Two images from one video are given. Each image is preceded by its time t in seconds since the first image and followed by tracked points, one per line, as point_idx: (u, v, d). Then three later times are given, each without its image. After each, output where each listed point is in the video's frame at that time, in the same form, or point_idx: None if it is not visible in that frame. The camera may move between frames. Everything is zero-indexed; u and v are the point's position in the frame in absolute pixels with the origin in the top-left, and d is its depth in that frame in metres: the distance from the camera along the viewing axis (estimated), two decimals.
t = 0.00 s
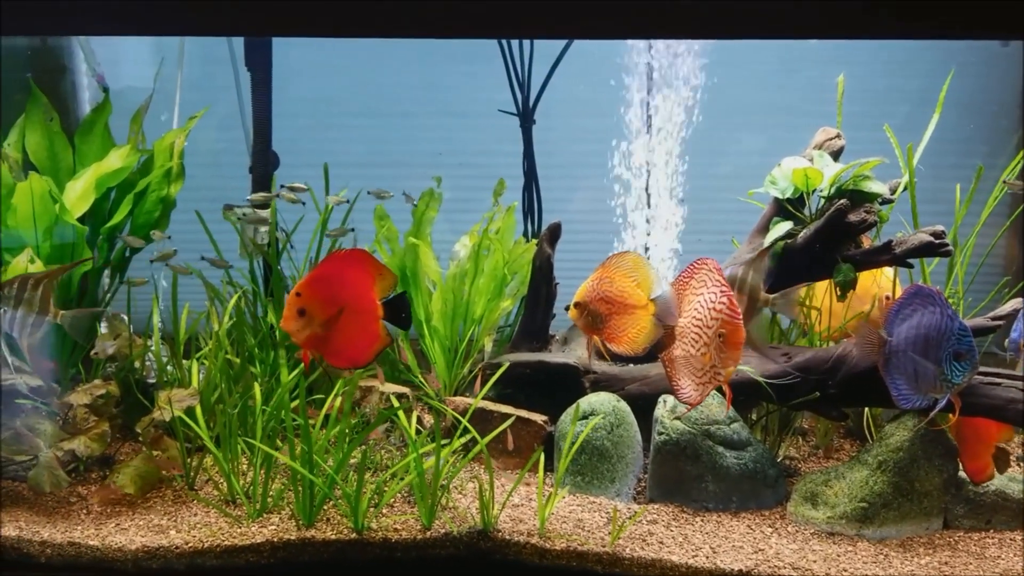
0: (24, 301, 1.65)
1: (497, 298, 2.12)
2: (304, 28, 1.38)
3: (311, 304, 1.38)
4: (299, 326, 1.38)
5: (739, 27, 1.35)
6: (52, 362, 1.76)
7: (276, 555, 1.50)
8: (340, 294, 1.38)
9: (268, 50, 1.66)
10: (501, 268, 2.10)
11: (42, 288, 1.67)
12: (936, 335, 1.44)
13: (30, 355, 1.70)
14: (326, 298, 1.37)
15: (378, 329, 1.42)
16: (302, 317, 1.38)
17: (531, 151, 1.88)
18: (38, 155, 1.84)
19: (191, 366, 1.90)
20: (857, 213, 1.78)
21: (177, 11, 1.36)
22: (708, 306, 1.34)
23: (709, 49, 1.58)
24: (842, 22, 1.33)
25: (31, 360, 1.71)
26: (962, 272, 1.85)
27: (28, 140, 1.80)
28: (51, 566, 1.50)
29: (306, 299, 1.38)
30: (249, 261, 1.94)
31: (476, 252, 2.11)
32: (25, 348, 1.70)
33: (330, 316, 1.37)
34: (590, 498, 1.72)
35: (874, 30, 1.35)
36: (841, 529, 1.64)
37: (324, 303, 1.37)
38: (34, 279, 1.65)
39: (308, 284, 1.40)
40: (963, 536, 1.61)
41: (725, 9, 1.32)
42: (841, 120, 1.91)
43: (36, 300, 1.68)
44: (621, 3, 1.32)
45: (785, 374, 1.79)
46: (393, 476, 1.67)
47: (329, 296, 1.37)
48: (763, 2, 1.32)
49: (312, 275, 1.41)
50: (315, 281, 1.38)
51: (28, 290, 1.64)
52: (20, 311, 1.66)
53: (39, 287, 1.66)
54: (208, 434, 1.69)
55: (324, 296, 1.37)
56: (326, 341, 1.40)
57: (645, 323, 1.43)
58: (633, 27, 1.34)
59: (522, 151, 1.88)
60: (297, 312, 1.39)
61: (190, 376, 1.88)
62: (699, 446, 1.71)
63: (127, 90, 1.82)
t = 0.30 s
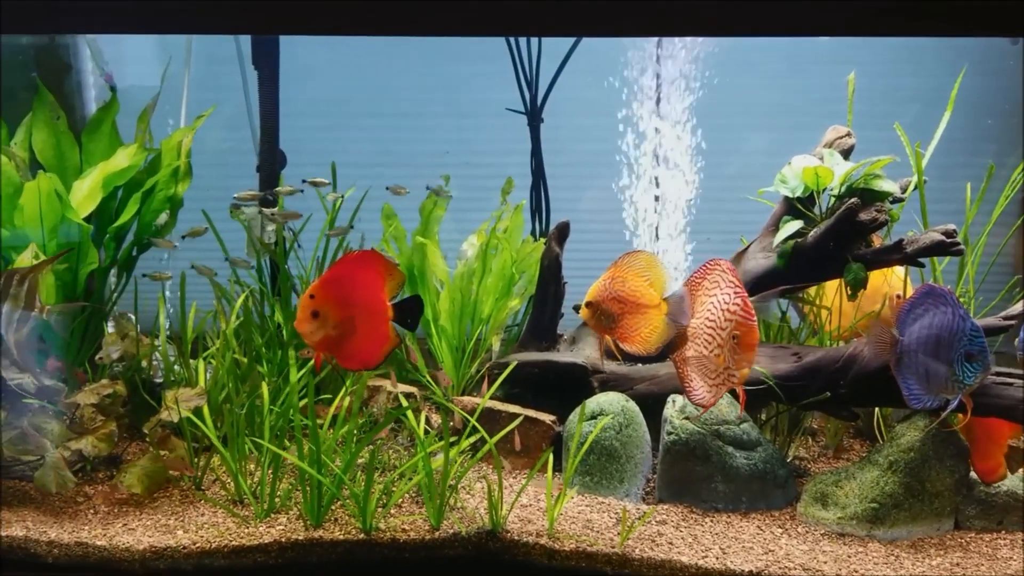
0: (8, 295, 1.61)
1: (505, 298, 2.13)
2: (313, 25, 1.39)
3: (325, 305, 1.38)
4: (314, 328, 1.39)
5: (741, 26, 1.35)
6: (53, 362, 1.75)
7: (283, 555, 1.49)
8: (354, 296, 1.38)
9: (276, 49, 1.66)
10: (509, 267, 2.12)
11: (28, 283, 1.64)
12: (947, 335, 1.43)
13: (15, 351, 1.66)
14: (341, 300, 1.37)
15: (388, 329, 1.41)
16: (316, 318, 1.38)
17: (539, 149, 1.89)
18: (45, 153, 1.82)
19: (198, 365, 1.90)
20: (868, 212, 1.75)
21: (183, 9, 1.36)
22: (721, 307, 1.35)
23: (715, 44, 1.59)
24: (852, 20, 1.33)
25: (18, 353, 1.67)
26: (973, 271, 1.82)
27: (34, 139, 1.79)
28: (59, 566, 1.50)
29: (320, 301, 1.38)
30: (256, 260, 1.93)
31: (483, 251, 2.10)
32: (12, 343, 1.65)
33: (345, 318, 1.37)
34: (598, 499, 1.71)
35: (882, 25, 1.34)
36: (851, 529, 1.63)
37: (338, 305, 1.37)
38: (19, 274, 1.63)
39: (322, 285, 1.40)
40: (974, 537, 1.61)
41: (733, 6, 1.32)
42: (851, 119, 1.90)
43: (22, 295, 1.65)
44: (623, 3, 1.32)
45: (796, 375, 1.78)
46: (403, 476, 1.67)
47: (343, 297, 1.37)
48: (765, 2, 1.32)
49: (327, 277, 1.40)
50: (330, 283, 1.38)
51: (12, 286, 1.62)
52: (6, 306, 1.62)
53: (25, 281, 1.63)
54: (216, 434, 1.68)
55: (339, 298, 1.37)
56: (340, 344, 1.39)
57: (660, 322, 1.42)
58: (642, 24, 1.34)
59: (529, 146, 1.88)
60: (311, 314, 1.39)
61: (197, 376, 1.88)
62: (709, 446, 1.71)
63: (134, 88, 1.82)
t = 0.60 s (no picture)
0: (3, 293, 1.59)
1: (511, 296, 2.12)
2: (315, 24, 1.37)
3: (333, 306, 1.36)
4: (321, 328, 1.37)
5: (742, 25, 1.34)
6: (53, 361, 1.76)
7: (289, 556, 1.48)
8: (360, 297, 1.36)
9: (278, 48, 1.65)
10: (515, 265, 2.10)
11: (22, 279, 1.60)
12: (958, 335, 1.41)
13: (13, 350, 1.67)
14: (348, 301, 1.36)
15: (396, 329, 1.41)
16: (324, 319, 1.37)
17: (544, 147, 1.84)
18: (49, 152, 1.82)
19: (202, 365, 1.89)
20: (878, 210, 1.74)
21: (184, 8, 1.35)
22: (732, 307, 1.33)
23: (722, 40, 1.58)
24: (859, 17, 1.31)
25: (15, 351, 1.67)
26: (983, 270, 1.79)
27: (37, 138, 1.79)
28: (63, 567, 1.49)
29: (329, 302, 1.36)
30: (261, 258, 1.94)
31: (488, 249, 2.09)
32: (7, 340, 1.65)
33: (353, 319, 1.36)
34: (605, 499, 1.70)
35: (890, 22, 1.32)
36: (861, 530, 1.61)
37: (345, 305, 1.36)
38: (14, 270, 1.58)
39: (329, 286, 1.38)
40: (985, 537, 1.60)
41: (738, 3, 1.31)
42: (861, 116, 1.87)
43: (17, 292, 1.62)
44: (623, 3, 1.31)
45: (804, 373, 1.78)
46: (409, 476, 1.66)
47: (350, 298, 1.36)
48: None
49: (333, 278, 1.39)
50: (336, 284, 1.37)
51: (8, 282, 1.59)
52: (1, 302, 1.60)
53: (20, 278, 1.59)
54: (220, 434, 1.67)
55: (346, 299, 1.36)
56: (348, 345, 1.38)
57: (671, 322, 1.41)
58: (646, 21, 1.33)
59: (535, 145, 1.84)
60: (318, 315, 1.37)
61: (201, 375, 1.86)
62: (716, 446, 1.69)
63: (138, 88, 1.84)
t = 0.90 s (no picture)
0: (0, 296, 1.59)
1: (516, 297, 2.13)
2: (318, 25, 1.37)
3: (341, 309, 1.36)
4: (329, 332, 1.36)
5: (748, 23, 1.33)
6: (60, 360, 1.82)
7: (294, 559, 1.47)
8: (368, 299, 1.36)
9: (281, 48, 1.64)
10: (519, 265, 2.12)
11: (17, 281, 1.60)
12: (967, 336, 1.40)
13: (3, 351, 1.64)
14: (357, 305, 1.35)
15: (402, 332, 1.40)
16: (332, 323, 1.36)
17: (548, 146, 1.83)
18: (52, 153, 1.81)
19: (206, 367, 1.88)
20: (885, 209, 1.72)
21: (186, 9, 1.34)
22: (743, 308, 1.35)
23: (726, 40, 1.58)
24: (866, 15, 1.30)
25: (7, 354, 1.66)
26: (991, 269, 1.77)
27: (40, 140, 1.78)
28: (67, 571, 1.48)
29: (336, 305, 1.36)
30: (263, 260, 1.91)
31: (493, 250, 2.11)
32: None
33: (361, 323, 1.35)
34: (612, 501, 1.69)
35: (898, 21, 1.31)
36: (869, 532, 1.60)
37: (354, 309, 1.36)
38: (8, 273, 1.59)
39: (337, 289, 1.37)
40: (994, 539, 1.59)
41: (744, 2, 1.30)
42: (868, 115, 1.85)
43: (11, 293, 1.61)
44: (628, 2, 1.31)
45: (812, 374, 1.77)
46: (414, 478, 1.65)
47: (359, 301, 1.35)
48: None
49: (341, 282, 1.38)
50: (343, 287, 1.36)
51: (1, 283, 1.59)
52: None
53: (14, 280, 1.60)
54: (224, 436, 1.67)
55: (354, 303, 1.35)
56: (358, 349, 1.38)
57: (681, 324, 1.40)
58: (651, 21, 1.32)
59: (540, 145, 1.83)
60: (327, 318, 1.37)
61: (205, 378, 1.86)
62: (724, 448, 1.68)
63: (140, 88, 1.84)
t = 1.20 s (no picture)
0: None
1: (516, 299, 2.15)
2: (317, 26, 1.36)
3: (343, 314, 1.34)
4: (332, 338, 1.35)
5: (749, 23, 1.32)
6: (59, 362, 1.77)
7: (293, 563, 1.46)
8: (373, 305, 1.35)
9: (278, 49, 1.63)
10: (519, 268, 2.14)
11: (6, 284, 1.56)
12: (967, 337, 1.39)
13: None
14: (361, 311, 1.34)
15: (404, 335, 1.39)
16: (334, 328, 1.35)
17: (548, 147, 1.82)
18: (51, 157, 1.81)
19: (204, 370, 1.87)
20: (886, 209, 1.72)
21: (184, 9, 1.33)
22: (746, 312, 1.36)
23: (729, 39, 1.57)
24: (867, 14, 1.30)
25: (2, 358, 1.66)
26: (991, 270, 1.78)
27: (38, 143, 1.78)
28: None
29: (340, 311, 1.35)
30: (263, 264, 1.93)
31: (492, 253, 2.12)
32: None
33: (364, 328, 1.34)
34: (612, 504, 1.69)
35: (900, 20, 1.31)
36: (871, 533, 1.59)
37: (357, 314, 1.35)
38: None
39: (338, 294, 1.37)
40: (998, 539, 1.57)
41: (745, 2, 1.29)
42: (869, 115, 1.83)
43: None
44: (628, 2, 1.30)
45: (813, 374, 1.78)
46: (414, 482, 1.64)
47: (363, 306, 1.35)
48: None
49: (342, 287, 1.37)
50: (348, 292, 1.36)
51: None
52: None
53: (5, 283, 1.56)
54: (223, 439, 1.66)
55: (359, 308, 1.34)
56: (359, 353, 1.36)
57: (683, 326, 1.39)
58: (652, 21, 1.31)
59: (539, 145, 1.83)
60: (328, 324, 1.35)
61: (203, 382, 1.86)
62: (725, 450, 1.67)
63: (140, 90, 1.84)
